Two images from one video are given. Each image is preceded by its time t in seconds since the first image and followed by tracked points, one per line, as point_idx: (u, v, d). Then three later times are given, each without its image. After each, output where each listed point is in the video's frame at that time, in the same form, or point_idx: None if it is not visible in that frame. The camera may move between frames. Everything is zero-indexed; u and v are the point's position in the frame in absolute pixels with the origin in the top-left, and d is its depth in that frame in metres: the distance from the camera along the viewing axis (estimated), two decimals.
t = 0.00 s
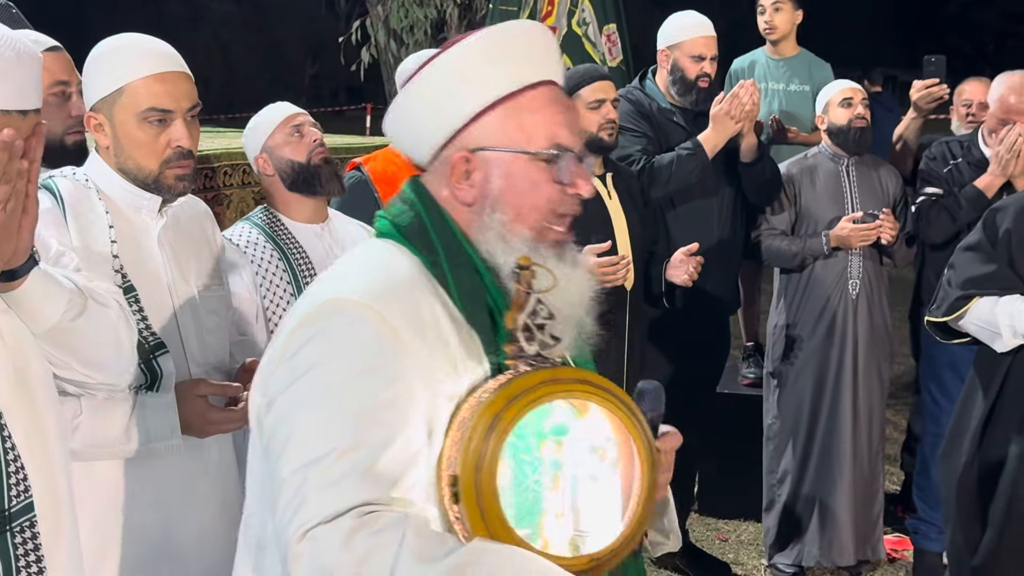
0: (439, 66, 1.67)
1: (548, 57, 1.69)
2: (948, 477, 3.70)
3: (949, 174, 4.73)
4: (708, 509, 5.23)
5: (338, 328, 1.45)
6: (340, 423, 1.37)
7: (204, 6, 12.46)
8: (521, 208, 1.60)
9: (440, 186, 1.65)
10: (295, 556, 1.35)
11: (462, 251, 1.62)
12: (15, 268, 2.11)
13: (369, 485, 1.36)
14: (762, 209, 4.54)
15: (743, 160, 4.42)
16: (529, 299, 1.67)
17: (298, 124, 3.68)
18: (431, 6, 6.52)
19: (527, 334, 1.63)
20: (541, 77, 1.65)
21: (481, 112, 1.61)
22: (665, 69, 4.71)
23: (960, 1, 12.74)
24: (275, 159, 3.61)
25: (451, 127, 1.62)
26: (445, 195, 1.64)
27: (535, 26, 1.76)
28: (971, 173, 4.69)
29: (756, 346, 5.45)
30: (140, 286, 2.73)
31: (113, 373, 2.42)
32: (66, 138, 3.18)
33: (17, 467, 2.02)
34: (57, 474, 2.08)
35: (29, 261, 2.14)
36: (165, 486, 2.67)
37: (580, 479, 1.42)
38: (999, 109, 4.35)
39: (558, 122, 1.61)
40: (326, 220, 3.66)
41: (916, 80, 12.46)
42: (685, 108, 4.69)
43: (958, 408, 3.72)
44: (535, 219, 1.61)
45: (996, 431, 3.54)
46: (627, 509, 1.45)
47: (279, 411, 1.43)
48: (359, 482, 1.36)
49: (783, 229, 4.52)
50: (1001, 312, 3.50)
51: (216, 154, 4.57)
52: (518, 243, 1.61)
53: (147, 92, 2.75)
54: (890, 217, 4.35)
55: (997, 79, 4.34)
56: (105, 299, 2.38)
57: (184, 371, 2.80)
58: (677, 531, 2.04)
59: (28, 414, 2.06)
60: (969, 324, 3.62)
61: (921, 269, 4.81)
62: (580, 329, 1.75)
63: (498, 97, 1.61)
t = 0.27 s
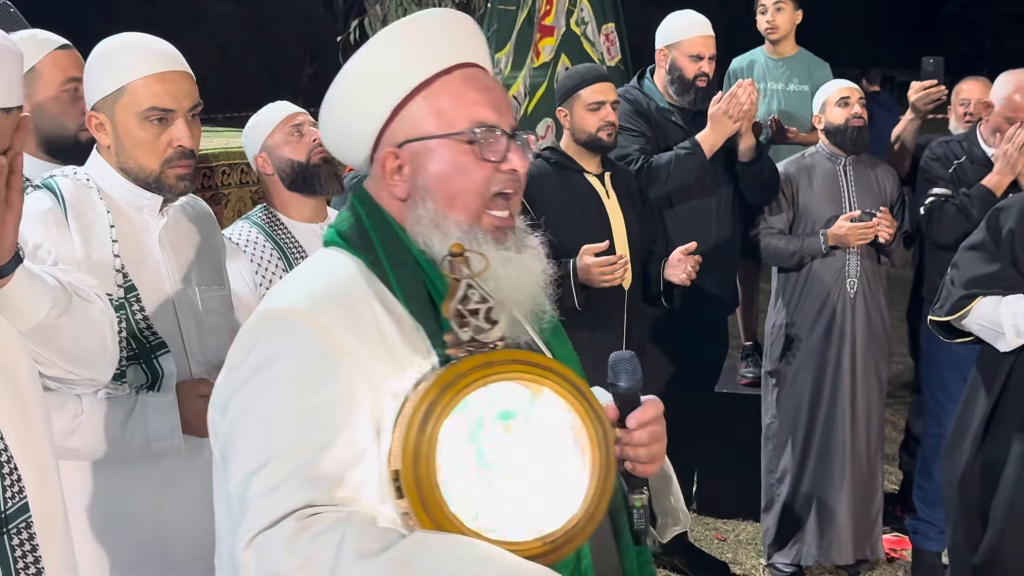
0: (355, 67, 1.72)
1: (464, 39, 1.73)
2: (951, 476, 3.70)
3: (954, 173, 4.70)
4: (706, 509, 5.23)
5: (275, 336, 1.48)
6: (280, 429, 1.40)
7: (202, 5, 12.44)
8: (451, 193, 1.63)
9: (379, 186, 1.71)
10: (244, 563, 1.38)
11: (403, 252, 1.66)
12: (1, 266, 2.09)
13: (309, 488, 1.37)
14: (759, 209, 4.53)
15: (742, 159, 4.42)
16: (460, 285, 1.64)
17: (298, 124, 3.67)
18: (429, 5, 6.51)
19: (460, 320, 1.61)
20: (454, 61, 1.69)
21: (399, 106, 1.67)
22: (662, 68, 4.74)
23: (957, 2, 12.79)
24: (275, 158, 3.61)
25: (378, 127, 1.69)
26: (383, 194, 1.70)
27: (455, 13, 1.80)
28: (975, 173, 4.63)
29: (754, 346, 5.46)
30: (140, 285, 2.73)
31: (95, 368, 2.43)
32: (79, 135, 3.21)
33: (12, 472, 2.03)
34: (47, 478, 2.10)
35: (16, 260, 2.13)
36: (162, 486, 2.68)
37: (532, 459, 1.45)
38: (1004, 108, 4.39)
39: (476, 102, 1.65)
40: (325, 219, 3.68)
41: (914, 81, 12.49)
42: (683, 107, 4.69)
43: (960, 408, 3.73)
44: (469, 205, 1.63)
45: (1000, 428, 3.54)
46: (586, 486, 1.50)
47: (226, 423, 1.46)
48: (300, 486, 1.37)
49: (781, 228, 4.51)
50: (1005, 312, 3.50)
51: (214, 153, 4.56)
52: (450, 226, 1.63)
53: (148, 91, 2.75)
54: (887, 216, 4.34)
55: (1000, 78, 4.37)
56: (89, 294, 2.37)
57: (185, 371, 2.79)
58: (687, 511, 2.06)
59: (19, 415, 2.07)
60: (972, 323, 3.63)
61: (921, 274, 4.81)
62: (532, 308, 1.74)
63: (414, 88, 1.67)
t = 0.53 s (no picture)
0: (333, 62, 1.70)
1: (444, 31, 1.70)
2: (951, 475, 3.71)
3: (960, 172, 4.64)
4: (704, 508, 5.23)
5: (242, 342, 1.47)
6: (238, 438, 1.40)
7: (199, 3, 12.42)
8: (428, 194, 1.63)
9: (357, 186, 1.70)
10: (199, 569, 1.40)
11: (377, 255, 1.66)
12: None
13: (265, 498, 1.38)
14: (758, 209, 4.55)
15: (739, 158, 4.42)
16: (426, 295, 1.53)
17: (297, 122, 3.63)
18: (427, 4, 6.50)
19: (425, 332, 1.50)
20: (435, 56, 1.67)
21: (377, 105, 1.65)
22: (659, 67, 4.74)
23: None
24: (273, 158, 3.60)
25: (356, 127, 1.67)
26: (362, 195, 1.70)
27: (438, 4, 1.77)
28: (981, 172, 4.60)
29: (752, 345, 5.46)
30: (140, 284, 2.72)
31: (78, 365, 2.42)
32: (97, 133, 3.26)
33: None
34: (34, 483, 2.15)
35: None
36: (162, 486, 2.68)
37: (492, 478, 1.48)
38: (1010, 106, 4.45)
39: (453, 100, 1.64)
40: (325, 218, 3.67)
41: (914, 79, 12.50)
42: (680, 106, 4.68)
43: (962, 406, 3.73)
44: (447, 204, 1.64)
45: (1001, 427, 3.55)
46: (546, 505, 1.52)
47: (192, 426, 1.47)
48: (257, 496, 1.38)
49: (779, 227, 4.52)
50: (1006, 312, 3.50)
51: (212, 152, 4.55)
52: (427, 228, 1.63)
53: (149, 90, 2.74)
54: (885, 214, 4.36)
55: (1004, 75, 4.43)
56: (70, 292, 2.34)
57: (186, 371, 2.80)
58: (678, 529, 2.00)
59: (1, 420, 2.12)
60: (973, 322, 3.63)
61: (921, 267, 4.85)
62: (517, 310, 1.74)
63: (392, 85, 1.65)
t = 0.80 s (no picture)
0: (386, 65, 1.67)
1: (504, 55, 1.66)
2: (950, 474, 3.71)
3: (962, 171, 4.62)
4: (703, 507, 5.23)
5: (247, 350, 1.46)
6: (238, 448, 1.40)
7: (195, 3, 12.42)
8: (458, 222, 1.60)
9: (389, 196, 1.68)
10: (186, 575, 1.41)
11: (395, 270, 1.63)
12: None
13: (255, 513, 1.39)
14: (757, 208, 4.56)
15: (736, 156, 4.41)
16: (443, 326, 1.47)
17: (296, 122, 3.66)
18: (425, 3, 6.50)
19: (437, 364, 1.45)
20: (493, 81, 1.62)
21: (422, 121, 1.62)
22: (656, 66, 4.74)
23: None
24: (272, 157, 3.61)
25: (396, 139, 1.64)
26: (393, 207, 1.67)
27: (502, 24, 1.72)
28: (982, 170, 4.58)
29: (750, 344, 5.47)
30: (139, 283, 2.73)
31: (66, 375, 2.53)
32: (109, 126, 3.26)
33: None
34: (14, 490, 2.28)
35: None
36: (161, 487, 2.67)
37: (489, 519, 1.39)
38: (1010, 104, 4.46)
39: (499, 132, 1.59)
40: (323, 217, 3.67)
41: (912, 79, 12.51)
42: (677, 105, 4.69)
43: (961, 404, 3.73)
44: (478, 232, 1.61)
45: (999, 425, 3.55)
46: (541, 550, 1.42)
47: (190, 429, 1.48)
48: (248, 511, 1.39)
49: (778, 225, 4.53)
50: (1004, 310, 3.50)
51: (209, 152, 4.55)
52: (453, 258, 1.60)
53: (148, 89, 2.73)
54: (883, 213, 4.37)
55: (1000, 74, 4.45)
56: (54, 295, 2.48)
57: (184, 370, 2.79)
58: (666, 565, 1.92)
59: None
60: (971, 320, 3.63)
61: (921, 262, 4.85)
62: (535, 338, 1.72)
63: (443, 104, 1.61)
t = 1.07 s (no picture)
0: (415, 77, 1.70)
1: (533, 72, 1.70)
2: (949, 473, 3.71)
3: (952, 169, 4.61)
4: (701, 507, 5.23)
5: (264, 356, 1.47)
6: (254, 454, 1.40)
7: (194, 3, 12.25)
8: (484, 237, 1.63)
9: (414, 206, 1.70)
10: None
11: (417, 283, 1.66)
12: None
13: (267, 522, 1.39)
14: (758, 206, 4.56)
15: (736, 155, 4.40)
16: (466, 342, 1.52)
17: (298, 122, 3.67)
18: (423, 3, 6.50)
19: (459, 381, 1.49)
20: (523, 96, 1.66)
21: (452, 132, 1.64)
22: (656, 65, 4.75)
23: None
24: (272, 157, 3.60)
25: (424, 148, 1.67)
26: (418, 217, 1.70)
27: (526, 36, 1.76)
28: (973, 168, 4.56)
29: (750, 344, 5.47)
30: (139, 284, 2.71)
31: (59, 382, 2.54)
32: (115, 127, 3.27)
33: None
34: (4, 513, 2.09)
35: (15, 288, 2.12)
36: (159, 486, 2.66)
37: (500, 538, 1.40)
38: (998, 101, 4.38)
39: (529, 147, 1.62)
40: (323, 217, 3.67)
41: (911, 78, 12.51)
42: (676, 105, 4.70)
43: (960, 403, 3.72)
44: (503, 248, 1.63)
45: (996, 423, 3.55)
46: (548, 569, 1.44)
47: (200, 433, 1.47)
48: (260, 518, 1.39)
49: (780, 224, 4.52)
50: (1002, 308, 3.50)
51: (208, 151, 4.54)
52: (477, 272, 1.63)
53: (145, 86, 2.73)
54: (885, 213, 4.37)
55: (990, 72, 4.38)
56: (40, 293, 2.49)
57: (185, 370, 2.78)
58: None
59: None
60: (970, 319, 3.63)
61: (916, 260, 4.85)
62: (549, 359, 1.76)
63: (472, 117, 1.64)
